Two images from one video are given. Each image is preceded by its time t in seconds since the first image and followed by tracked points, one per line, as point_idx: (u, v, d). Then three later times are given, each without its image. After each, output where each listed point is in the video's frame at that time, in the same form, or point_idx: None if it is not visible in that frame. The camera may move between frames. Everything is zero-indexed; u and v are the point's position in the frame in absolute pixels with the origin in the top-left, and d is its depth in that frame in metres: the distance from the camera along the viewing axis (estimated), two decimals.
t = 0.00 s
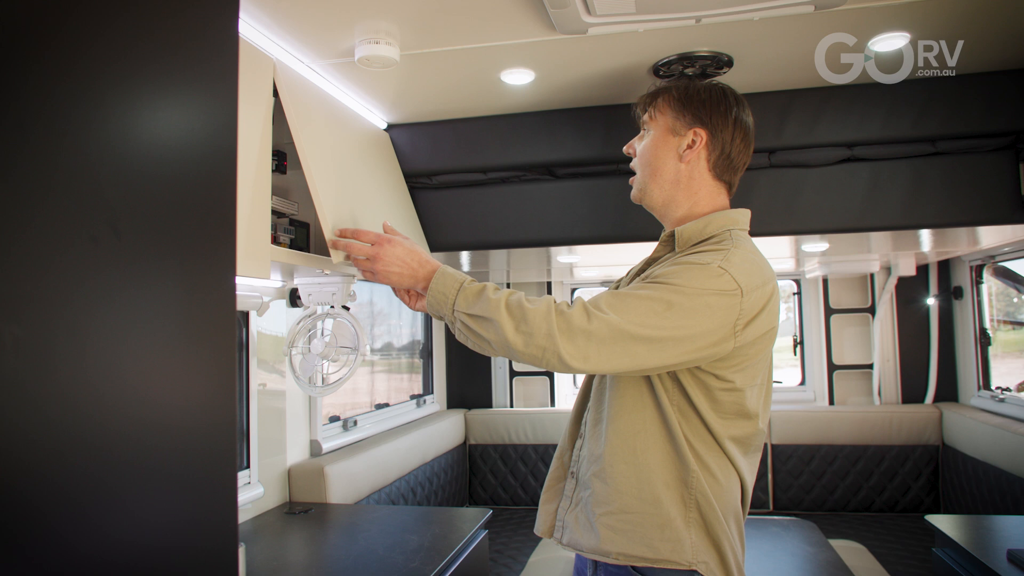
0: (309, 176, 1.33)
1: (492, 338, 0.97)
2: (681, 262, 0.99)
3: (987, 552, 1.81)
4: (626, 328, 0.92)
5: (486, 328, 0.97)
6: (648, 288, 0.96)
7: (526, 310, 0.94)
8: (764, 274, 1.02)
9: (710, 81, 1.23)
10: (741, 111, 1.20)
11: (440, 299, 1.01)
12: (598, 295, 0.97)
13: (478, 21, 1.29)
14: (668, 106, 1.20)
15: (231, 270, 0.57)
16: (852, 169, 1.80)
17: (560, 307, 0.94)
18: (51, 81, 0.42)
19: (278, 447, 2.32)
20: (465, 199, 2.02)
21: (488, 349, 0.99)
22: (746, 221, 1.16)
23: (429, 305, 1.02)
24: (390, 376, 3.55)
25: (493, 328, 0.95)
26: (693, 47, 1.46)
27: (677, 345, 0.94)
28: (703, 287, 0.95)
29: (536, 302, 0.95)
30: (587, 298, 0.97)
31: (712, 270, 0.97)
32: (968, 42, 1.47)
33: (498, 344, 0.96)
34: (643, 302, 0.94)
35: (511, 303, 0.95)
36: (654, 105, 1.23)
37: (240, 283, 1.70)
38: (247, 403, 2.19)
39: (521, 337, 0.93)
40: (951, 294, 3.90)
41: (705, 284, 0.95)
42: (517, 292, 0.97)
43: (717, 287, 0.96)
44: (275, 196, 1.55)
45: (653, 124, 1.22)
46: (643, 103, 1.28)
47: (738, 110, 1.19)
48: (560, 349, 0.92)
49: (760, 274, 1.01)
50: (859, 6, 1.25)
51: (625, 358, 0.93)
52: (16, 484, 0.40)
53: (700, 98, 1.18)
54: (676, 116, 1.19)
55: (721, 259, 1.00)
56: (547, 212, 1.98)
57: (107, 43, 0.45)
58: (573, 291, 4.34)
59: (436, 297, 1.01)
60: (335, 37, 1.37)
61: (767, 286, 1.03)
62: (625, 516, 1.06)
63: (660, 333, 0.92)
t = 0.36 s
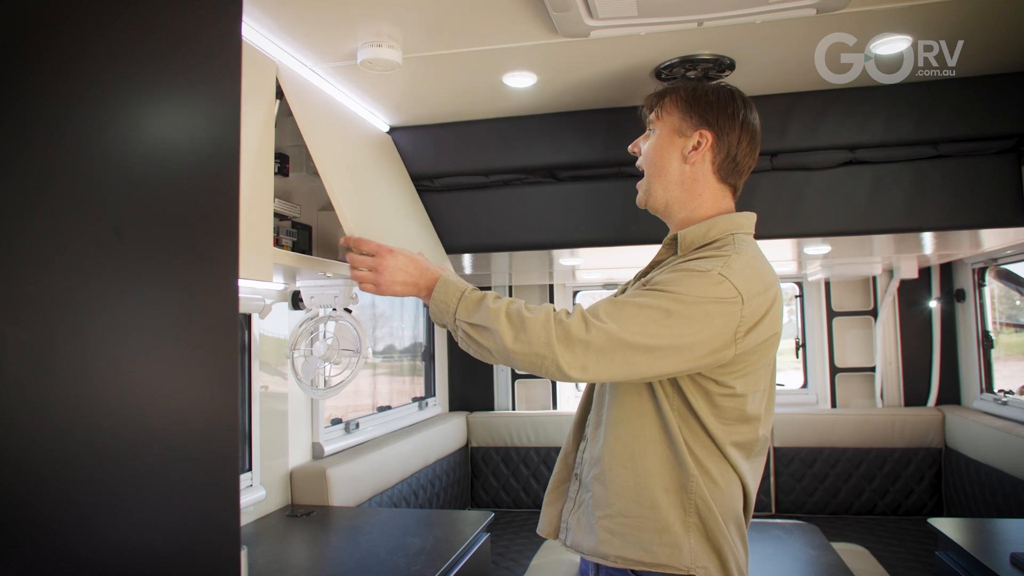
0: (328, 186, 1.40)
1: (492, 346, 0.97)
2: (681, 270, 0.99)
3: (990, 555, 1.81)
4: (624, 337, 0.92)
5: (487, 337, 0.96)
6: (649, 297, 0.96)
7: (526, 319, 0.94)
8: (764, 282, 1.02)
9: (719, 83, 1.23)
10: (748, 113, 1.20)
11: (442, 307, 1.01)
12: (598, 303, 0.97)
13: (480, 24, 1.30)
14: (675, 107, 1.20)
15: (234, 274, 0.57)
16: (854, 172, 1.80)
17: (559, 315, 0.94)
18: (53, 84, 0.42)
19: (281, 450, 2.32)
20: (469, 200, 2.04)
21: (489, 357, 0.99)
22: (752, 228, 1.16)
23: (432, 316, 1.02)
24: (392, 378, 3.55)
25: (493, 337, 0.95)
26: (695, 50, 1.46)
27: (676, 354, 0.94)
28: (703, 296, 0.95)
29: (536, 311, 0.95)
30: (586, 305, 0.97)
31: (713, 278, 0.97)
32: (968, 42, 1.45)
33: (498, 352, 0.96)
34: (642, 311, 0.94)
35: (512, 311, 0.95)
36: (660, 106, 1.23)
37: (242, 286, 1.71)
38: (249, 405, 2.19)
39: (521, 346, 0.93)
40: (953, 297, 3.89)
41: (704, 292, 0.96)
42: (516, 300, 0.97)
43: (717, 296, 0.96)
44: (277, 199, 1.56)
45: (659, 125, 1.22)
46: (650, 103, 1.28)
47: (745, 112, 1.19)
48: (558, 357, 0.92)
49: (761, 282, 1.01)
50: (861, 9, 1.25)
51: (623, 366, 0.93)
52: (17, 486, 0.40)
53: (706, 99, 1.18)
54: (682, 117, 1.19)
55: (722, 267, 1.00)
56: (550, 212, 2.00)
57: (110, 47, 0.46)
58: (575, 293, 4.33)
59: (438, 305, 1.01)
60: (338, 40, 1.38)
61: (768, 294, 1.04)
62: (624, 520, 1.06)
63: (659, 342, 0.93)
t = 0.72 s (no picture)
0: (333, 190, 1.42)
1: (497, 354, 0.97)
2: (690, 282, 0.99)
3: (996, 558, 1.80)
4: (631, 350, 0.93)
5: (492, 344, 0.97)
6: (658, 307, 0.96)
7: (533, 327, 0.95)
8: (776, 293, 1.01)
9: (724, 76, 1.23)
10: (760, 107, 1.19)
11: (449, 312, 1.01)
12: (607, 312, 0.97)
13: (481, 28, 1.30)
14: (684, 106, 1.20)
15: (236, 277, 0.57)
16: (856, 174, 1.80)
17: (565, 325, 0.95)
18: (53, 85, 0.42)
19: (283, 454, 2.32)
20: (472, 205, 2.03)
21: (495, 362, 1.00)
22: (767, 229, 1.16)
23: (438, 316, 1.03)
24: (394, 382, 3.55)
25: (498, 344, 0.96)
26: (697, 53, 1.46)
27: (684, 367, 0.94)
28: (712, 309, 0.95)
29: (544, 319, 0.95)
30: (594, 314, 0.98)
31: (723, 291, 0.97)
32: (968, 42, 1.44)
33: (503, 359, 0.97)
34: (650, 323, 0.95)
35: (517, 318, 0.96)
36: (668, 106, 1.23)
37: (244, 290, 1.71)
38: (252, 409, 2.19)
39: (526, 355, 0.94)
40: (957, 299, 3.90)
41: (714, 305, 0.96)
42: (523, 306, 0.97)
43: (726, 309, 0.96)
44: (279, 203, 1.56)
45: (668, 126, 1.21)
46: (658, 104, 1.28)
47: (755, 107, 1.18)
48: (564, 368, 0.93)
49: (772, 293, 1.01)
50: (862, 11, 1.25)
51: (629, 378, 0.94)
52: (17, 488, 0.40)
53: (715, 96, 1.18)
54: (692, 115, 1.19)
55: (733, 279, 0.99)
56: (553, 217, 1.99)
57: (111, 48, 0.46)
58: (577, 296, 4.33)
59: (445, 310, 1.02)
60: (340, 45, 1.38)
61: (785, 302, 1.03)
62: (633, 530, 1.06)
63: (667, 355, 0.93)
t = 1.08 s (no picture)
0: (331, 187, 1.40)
1: (498, 362, 1.06)
2: (682, 286, 1.05)
3: (998, 559, 1.79)
4: (628, 355, 1.00)
5: (492, 353, 1.06)
6: (651, 312, 1.03)
7: (531, 336, 1.03)
8: (766, 292, 1.08)
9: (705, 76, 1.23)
10: (739, 105, 1.19)
11: (453, 320, 1.12)
12: (602, 318, 1.04)
13: (482, 31, 1.31)
14: (663, 110, 1.22)
15: (238, 281, 0.57)
16: (858, 176, 1.78)
17: (563, 335, 1.02)
18: (55, 87, 0.42)
19: (285, 456, 2.32)
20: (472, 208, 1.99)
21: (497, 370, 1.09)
22: (753, 226, 1.20)
23: (441, 321, 1.13)
24: (396, 383, 3.55)
25: (498, 352, 1.05)
26: (698, 55, 1.46)
27: (679, 368, 1.00)
28: (704, 312, 1.01)
29: (541, 327, 1.03)
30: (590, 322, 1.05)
31: (715, 293, 1.03)
32: (967, 42, 1.44)
33: (502, 367, 1.05)
34: (645, 327, 1.01)
35: (515, 328, 1.04)
36: (648, 110, 1.25)
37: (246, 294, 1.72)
38: (254, 411, 2.20)
39: (523, 363, 1.03)
40: (959, 300, 3.89)
41: (706, 308, 1.02)
42: (521, 316, 1.05)
43: (718, 310, 1.02)
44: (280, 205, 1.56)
45: (650, 130, 1.24)
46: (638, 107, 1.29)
47: (735, 106, 1.19)
48: (561, 376, 1.01)
49: (763, 293, 1.07)
50: (862, 13, 1.25)
51: (627, 382, 1.01)
52: (19, 490, 0.40)
53: (694, 98, 1.19)
54: (671, 119, 1.21)
55: (724, 278, 1.06)
56: (555, 219, 1.94)
57: (112, 50, 0.46)
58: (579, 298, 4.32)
59: (450, 319, 1.12)
60: (340, 47, 1.38)
61: (775, 298, 1.09)
62: (638, 531, 1.12)
63: (663, 357, 1.00)
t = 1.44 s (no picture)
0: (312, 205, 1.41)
1: (475, 372, 1.07)
2: (650, 282, 1.07)
3: (1001, 554, 1.79)
4: (600, 355, 1.01)
5: (470, 364, 1.07)
6: (618, 312, 1.04)
7: (504, 344, 1.04)
8: (730, 284, 1.10)
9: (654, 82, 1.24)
10: (688, 110, 1.20)
11: (428, 334, 1.13)
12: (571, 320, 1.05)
13: (477, 32, 1.30)
14: (615, 117, 1.22)
15: (233, 284, 0.57)
16: (856, 172, 1.77)
17: (536, 341, 1.03)
18: (47, 89, 0.42)
19: (287, 461, 2.32)
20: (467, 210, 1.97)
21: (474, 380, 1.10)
22: (710, 225, 1.21)
23: (415, 335, 1.15)
24: (398, 387, 3.54)
25: (473, 362, 1.06)
26: (693, 53, 1.46)
27: (650, 363, 1.02)
28: (673, 307, 1.03)
29: (514, 335, 1.04)
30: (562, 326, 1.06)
31: (680, 287, 1.05)
32: (967, 42, 1.47)
33: (480, 376, 1.06)
34: (614, 327, 1.02)
35: (490, 337, 1.05)
36: (603, 116, 1.25)
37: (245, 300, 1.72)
38: (255, 417, 2.19)
39: (500, 371, 1.03)
40: (959, 295, 3.89)
41: (674, 303, 1.03)
42: (495, 325, 1.06)
43: (686, 303, 1.04)
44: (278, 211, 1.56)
45: (604, 137, 1.24)
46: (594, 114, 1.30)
47: (684, 110, 1.20)
48: (539, 382, 1.02)
49: (728, 284, 1.10)
50: (858, 9, 1.25)
51: (601, 382, 1.02)
52: (19, 493, 0.39)
53: (643, 105, 1.19)
54: (624, 126, 1.21)
55: (687, 273, 1.07)
56: (550, 219, 1.92)
57: (105, 51, 0.46)
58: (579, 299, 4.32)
59: (425, 333, 1.13)
60: (335, 51, 1.38)
61: (739, 289, 1.11)
62: (627, 523, 1.15)
63: (633, 354, 1.01)
